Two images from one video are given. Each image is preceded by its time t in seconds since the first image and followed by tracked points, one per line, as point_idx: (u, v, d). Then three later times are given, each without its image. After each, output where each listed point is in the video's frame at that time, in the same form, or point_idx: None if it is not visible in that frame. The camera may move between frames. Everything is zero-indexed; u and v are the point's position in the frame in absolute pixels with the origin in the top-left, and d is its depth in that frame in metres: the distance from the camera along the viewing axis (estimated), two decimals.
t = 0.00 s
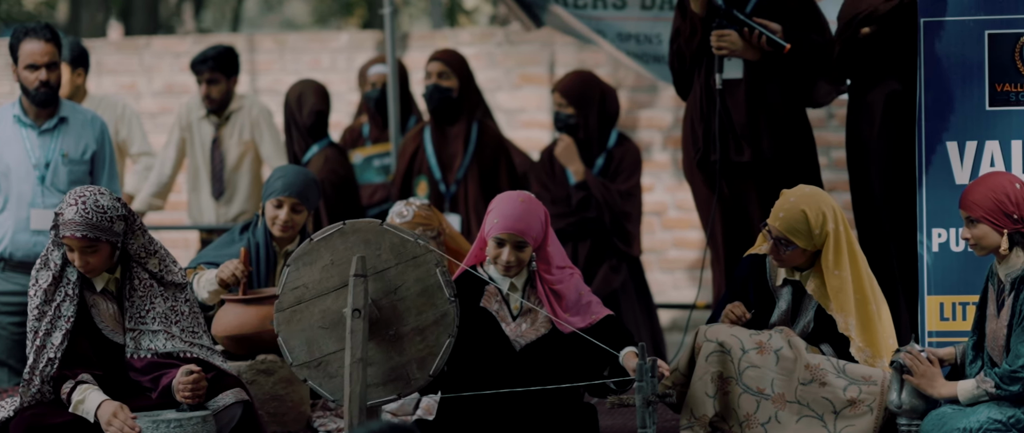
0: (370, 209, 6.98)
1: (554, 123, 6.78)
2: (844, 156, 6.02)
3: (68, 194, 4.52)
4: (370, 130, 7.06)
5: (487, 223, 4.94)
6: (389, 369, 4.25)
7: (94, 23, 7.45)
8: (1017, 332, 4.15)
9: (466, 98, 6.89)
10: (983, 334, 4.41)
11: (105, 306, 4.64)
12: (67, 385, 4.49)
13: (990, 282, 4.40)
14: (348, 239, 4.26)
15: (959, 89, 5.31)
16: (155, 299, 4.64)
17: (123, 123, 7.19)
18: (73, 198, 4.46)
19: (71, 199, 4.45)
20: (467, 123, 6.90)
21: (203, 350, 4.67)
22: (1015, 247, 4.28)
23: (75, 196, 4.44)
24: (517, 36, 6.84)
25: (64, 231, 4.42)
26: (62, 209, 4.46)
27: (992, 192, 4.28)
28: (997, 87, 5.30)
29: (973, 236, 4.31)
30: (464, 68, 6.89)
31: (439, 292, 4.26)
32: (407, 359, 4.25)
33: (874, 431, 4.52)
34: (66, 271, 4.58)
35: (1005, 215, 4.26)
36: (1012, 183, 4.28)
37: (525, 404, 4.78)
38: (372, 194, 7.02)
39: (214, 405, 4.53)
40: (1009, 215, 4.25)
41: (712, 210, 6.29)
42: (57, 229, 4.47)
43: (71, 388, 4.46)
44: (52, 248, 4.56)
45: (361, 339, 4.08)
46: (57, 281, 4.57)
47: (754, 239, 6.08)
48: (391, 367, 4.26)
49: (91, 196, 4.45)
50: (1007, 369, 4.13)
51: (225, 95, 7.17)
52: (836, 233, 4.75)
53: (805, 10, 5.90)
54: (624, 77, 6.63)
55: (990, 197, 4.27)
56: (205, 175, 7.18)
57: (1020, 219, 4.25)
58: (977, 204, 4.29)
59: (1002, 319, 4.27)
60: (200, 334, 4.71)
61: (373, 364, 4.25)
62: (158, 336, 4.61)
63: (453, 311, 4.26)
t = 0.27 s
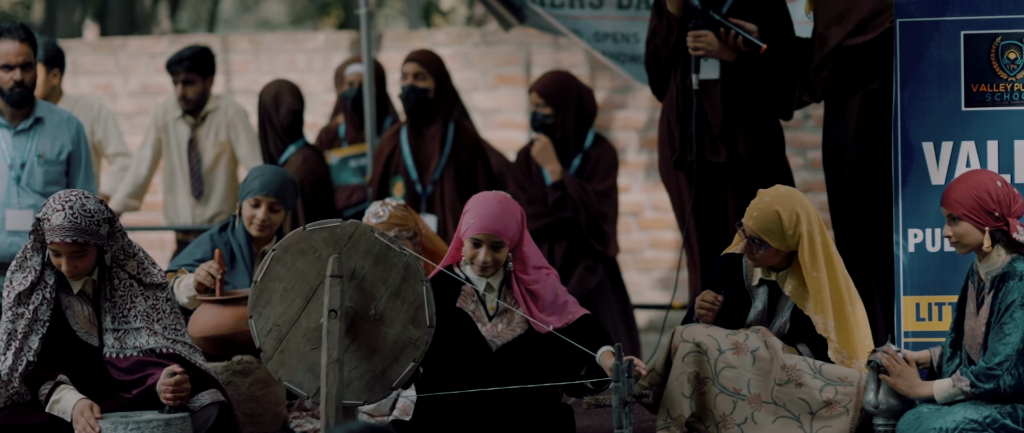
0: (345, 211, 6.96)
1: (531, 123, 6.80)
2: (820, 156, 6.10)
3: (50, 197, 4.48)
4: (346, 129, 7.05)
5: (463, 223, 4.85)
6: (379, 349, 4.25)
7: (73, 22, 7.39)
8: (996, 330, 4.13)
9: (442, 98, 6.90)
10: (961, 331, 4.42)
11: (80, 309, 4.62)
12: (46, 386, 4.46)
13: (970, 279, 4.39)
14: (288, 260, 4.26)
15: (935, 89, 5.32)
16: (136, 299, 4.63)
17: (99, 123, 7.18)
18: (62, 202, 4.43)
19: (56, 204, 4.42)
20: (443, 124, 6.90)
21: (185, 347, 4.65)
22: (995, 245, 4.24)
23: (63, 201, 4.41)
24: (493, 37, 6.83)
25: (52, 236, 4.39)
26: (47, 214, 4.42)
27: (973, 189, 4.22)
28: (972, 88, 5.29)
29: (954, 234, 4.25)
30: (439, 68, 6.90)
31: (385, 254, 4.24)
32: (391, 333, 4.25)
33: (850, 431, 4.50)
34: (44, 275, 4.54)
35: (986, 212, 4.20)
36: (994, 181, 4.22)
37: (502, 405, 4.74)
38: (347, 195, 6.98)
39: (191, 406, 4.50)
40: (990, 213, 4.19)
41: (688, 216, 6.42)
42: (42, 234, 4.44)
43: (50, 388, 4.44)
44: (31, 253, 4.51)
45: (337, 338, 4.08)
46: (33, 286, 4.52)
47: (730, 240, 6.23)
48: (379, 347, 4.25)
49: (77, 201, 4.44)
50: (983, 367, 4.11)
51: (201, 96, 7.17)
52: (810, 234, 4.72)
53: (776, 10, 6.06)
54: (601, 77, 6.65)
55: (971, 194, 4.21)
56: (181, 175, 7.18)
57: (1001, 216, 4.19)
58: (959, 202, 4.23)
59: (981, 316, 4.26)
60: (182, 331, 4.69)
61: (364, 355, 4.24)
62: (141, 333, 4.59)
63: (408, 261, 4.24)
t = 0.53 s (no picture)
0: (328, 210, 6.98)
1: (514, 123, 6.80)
2: (803, 156, 6.26)
3: (44, 201, 4.46)
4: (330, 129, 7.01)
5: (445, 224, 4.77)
6: (368, 322, 4.18)
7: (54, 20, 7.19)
8: (980, 329, 4.11)
9: (427, 99, 6.87)
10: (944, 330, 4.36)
11: (63, 313, 4.60)
12: (30, 382, 4.48)
13: (955, 277, 4.35)
14: (249, 296, 4.15)
15: (918, 89, 5.33)
16: (126, 300, 4.61)
17: (81, 123, 7.20)
18: (59, 207, 4.43)
19: (55, 208, 4.41)
20: (426, 124, 6.90)
21: (174, 347, 4.64)
22: (981, 243, 4.20)
23: (61, 206, 4.41)
24: (476, 38, 6.76)
25: (49, 241, 4.38)
26: (44, 219, 4.41)
27: (961, 187, 4.17)
28: (955, 88, 5.30)
29: (940, 231, 4.20)
30: (422, 69, 6.84)
31: (327, 238, 4.15)
32: (373, 303, 4.18)
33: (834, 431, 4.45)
34: (32, 279, 4.51)
35: (972, 210, 4.16)
36: (981, 180, 4.17)
37: (485, 405, 4.65)
38: (327, 193, 6.99)
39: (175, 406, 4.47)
40: (976, 211, 4.15)
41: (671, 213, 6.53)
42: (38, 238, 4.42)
43: (33, 384, 4.46)
44: (20, 257, 4.47)
45: (320, 339, 4.02)
46: (20, 291, 4.48)
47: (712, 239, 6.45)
48: (368, 320, 4.18)
49: (75, 206, 4.44)
50: (965, 365, 4.08)
51: (184, 96, 7.15)
52: (791, 234, 4.70)
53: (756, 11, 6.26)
54: (583, 77, 6.62)
55: (958, 192, 4.16)
56: (163, 175, 7.16)
57: (988, 215, 4.15)
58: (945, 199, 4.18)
59: (965, 315, 4.22)
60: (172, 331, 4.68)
61: (359, 336, 4.19)
62: (133, 331, 4.57)
63: (350, 232, 4.16)
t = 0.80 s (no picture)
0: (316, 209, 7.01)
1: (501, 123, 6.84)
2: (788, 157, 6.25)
3: (43, 201, 4.47)
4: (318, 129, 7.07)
5: (431, 224, 4.71)
6: (353, 296, 4.16)
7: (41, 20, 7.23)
8: (967, 327, 4.09)
9: (413, 99, 6.91)
10: (930, 329, 4.34)
11: (51, 315, 4.59)
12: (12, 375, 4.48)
13: (941, 275, 4.33)
14: (236, 335, 4.18)
15: (904, 89, 5.32)
16: (116, 302, 4.58)
17: (67, 123, 7.17)
18: (61, 206, 4.44)
19: (57, 206, 4.43)
20: (412, 124, 6.93)
21: (163, 350, 4.60)
22: (968, 242, 4.18)
23: (63, 205, 4.43)
24: (461, 39, 6.84)
25: (52, 239, 4.38)
26: (46, 217, 4.41)
27: (948, 186, 4.15)
28: (941, 88, 5.30)
29: (927, 229, 4.18)
30: (409, 69, 6.89)
31: (272, 248, 4.15)
32: (347, 277, 4.15)
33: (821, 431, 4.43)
34: (24, 281, 4.49)
35: (960, 209, 4.14)
36: (969, 178, 4.15)
37: (472, 406, 4.60)
38: (315, 193, 7.04)
39: (161, 409, 4.51)
40: (964, 210, 4.12)
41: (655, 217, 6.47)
42: (39, 237, 4.42)
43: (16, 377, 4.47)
44: (13, 258, 4.45)
45: (307, 340, 4.00)
46: (11, 293, 4.47)
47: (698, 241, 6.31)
48: (351, 294, 4.16)
49: (76, 205, 4.46)
50: (951, 363, 4.06)
51: (170, 96, 7.15)
52: (776, 234, 4.70)
53: (744, 10, 6.17)
54: (569, 77, 6.70)
55: (946, 190, 4.14)
56: (150, 175, 7.17)
57: (975, 214, 4.13)
58: (933, 197, 4.15)
59: (951, 313, 4.19)
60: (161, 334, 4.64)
61: (351, 311, 4.17)
62: (120, 331, 4.54)
63: (289, 230, 4.14)
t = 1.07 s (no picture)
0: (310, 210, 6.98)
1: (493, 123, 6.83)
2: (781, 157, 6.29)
3: (44, 196, 4.47)
4: (310, 129, 7.05)
5: (424, 224, 4.69)
6: (330, 277, 4.15)
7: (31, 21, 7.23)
8: (959, 327, 4.07)
9: (405, 99, 6.91)
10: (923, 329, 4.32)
11: (50, 314, 4.58)
12: None
13: (932, 275, 4.30)
14: (247, 366, 4.17)
15: (896, 89, 5.33)
16: (110, 301, 4.59)
17: (59, 124, 7.18)
18: (64, 200, 4.44)
19: (61, 200, 4.43)
20: (404, 124, 6.93)
21: (154, 351, 4.61)
22: (958, 242, 4.16)
23: (66, 199, 4.43)
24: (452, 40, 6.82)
25: (60, 233, 4.40)
26: (51, 211, 4.42)
27: (940, 185, 4.13)
28: (933, 88, 5.30)
29: (917, 228, 4.16)
30: (400, 70, 6.88)
31: (236, 271, 4.16)
32: (318, 261, 4.15)
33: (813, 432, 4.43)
34: (24, 279, 4.48)
35: (950, 208, 4.12)
36: (961, 178, 4.13)
37: (463, 407, 4.57)
38: (308, 193, 7.00)
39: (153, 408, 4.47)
40: (954, 209, 4.11)
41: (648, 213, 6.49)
42: (44, 232, 4.42)
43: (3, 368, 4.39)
44: (14, 254, 4.44)
45: (299, 339, 4.01)
46: (11, 289, 4.45)
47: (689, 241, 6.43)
48: (327, 277, 4.15)
49: (80, 199, 4.47)
50: (944, 363, 4.05)
51: (162, 96, 7.14)
52: (767, 234, 4.69)
53: (733, 10, 6.31)
54: (561, 77, 6.68)
55: (937, 189, 4.12)
56: (141, 176, 7.16)
57: (965, 213, 4.11)
58: (924, 196, 4.13)
59: (942, 312, 4.18)
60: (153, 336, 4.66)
61: (334, 290, 4.15)
62: (112, 332, 4.54)
63: (241, 250, 4.15)
